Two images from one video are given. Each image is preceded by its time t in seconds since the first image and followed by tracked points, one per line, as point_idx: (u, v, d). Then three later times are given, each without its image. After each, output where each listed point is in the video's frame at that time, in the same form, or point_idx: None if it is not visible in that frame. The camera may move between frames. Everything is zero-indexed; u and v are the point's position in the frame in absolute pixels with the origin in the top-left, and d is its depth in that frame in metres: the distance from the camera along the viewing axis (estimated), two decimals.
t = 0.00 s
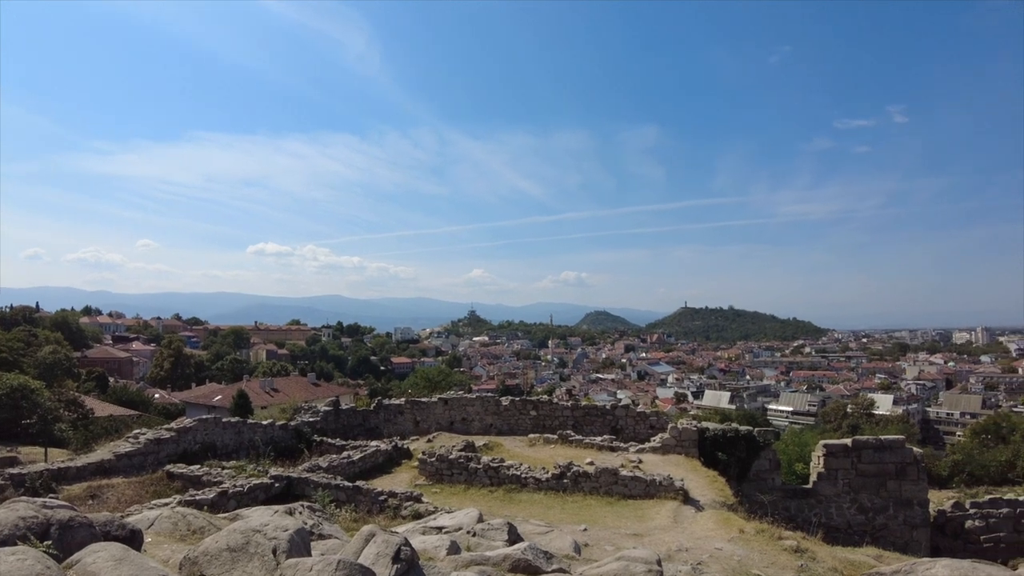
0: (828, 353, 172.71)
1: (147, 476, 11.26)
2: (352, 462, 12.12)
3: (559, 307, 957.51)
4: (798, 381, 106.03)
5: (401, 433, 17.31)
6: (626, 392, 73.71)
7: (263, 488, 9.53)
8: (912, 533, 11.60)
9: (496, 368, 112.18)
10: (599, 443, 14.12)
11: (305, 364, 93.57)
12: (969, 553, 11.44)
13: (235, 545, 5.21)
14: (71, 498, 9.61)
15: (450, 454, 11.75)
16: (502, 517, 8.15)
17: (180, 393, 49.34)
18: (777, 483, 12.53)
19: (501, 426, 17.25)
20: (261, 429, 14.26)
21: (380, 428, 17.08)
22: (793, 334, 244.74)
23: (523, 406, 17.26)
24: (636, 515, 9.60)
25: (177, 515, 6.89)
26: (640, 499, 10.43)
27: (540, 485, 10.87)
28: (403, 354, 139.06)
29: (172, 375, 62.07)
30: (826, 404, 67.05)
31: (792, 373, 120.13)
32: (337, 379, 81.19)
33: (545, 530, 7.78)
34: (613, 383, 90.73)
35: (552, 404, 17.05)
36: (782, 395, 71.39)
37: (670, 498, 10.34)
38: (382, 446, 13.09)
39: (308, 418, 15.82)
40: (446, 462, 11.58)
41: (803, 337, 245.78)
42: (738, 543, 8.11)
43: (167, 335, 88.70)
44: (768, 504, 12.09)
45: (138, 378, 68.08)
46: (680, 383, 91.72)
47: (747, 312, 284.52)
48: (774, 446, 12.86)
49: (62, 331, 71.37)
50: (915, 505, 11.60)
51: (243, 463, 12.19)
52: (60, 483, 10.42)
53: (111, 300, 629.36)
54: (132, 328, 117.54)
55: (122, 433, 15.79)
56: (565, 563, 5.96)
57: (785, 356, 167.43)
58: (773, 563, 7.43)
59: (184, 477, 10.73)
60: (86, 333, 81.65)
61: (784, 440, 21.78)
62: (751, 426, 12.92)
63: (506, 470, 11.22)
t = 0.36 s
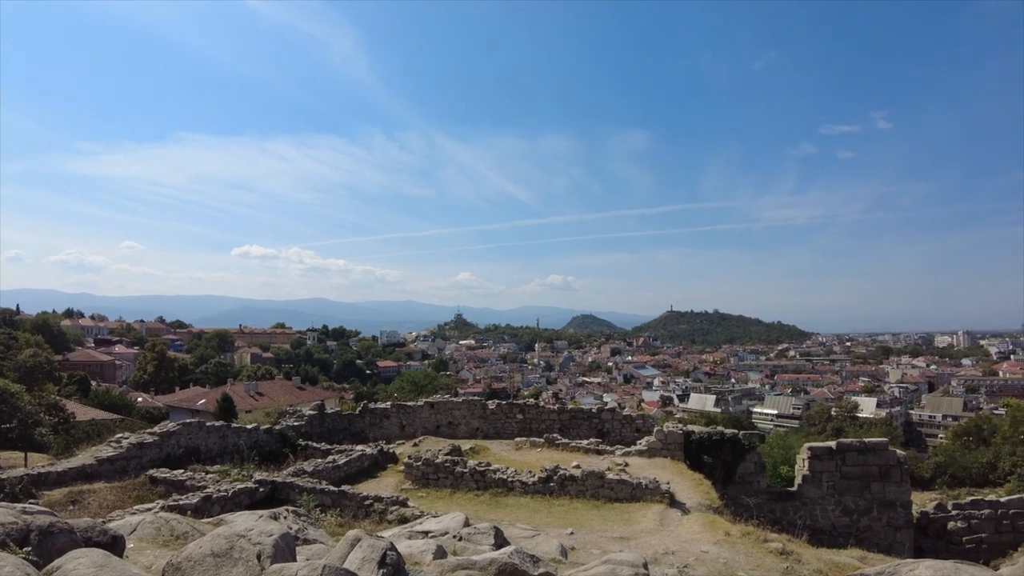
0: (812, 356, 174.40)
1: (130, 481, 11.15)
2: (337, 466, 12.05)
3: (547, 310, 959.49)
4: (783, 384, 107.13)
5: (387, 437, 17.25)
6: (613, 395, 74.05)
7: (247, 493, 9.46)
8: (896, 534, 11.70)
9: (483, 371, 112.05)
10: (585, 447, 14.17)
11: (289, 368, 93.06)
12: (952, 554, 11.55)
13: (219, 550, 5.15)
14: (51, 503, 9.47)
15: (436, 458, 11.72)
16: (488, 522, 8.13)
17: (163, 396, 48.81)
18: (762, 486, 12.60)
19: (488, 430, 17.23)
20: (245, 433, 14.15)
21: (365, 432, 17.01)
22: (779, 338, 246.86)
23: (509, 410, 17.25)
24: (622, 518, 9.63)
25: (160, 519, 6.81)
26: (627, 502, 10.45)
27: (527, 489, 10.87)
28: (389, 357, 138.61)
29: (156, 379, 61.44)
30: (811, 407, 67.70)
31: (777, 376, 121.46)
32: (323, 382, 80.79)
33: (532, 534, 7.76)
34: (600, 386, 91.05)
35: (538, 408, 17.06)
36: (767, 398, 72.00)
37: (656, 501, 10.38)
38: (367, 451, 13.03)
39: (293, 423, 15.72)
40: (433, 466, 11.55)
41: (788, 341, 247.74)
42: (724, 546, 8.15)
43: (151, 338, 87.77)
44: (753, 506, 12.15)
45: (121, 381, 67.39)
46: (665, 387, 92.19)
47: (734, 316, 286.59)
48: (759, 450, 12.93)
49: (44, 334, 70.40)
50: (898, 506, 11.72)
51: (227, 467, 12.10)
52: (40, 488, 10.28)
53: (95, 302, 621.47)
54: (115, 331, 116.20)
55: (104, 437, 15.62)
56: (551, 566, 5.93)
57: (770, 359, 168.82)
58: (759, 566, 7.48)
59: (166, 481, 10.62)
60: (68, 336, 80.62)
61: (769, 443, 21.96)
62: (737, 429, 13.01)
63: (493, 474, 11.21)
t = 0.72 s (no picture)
0: (800, 358, 175.93)
1: (116, 483, 11.06)
2: (326, 468, 12.01)
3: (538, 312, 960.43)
4: (771, 386, 108.02)
5: (376, 440, 17.19)
6: (602, 397, 74.25)
7: (234, 495, 9.41)
8: (884, 535, 11.78)
9: (473, 374, 112.04)
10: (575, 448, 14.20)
11: (278, 370, 92.67)
12: (939, 554, 11.64)
13: (205, 553, 5.11)
14: (36, 506, 9.38)
15: (426, 460, 11.69)
16: (477, 524, 8.11)
17: (150, 398, 48.48)
18: (751, 487, 12.66)
19: (477, 432, 17.21)
20: (233, 435, 14.07)
21: (354, 434, 16.94)
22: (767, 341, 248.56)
23: (499, 411, 17.25)
24: (611, 520, 9.64)
25: (147, 523, 6.76)
26: (615, 504, 10.46)
27: (516, 491, 10.87)
28: (378, 359, 138.37)
29: (143, 381, 61.02)
30: (799, 409, 68.23)
31: (766, 378, 122.49)
32: (311, 384, 80.54)
33: (521, 535, 7.77)
34: (589, 388, 91.24)
35: (528, 409, 17.07)
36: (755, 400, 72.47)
37: (645, 503, 10.40)
38: (356, 453, 12.99)
39: (282, 425, 15.65)
40: (421, 468, 11.52)
41: (777, 343, 249.24)
42: (713, 547, 8.19)
43: (137, 339, 87.20)
44: (742, 507, 12.21)
45: (108, 383, 66.95)
46: (654, 388, 92.66)
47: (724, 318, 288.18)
48: (748, 451, 12.97)
49: (29, 335, 69.77)
50: (886, 507, 11.80)
51: (215, 470, 12.02)
52: (25, 491, 10.18)
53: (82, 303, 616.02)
54: (101, 332, 115.26)
55: (89, 440, 15.49)
56: (540, 568, 5.92)
57: (758, 361, 170.14)
58: (747, 567, 7.52)
59: (153, 484, 10.53)
60: (53, 337, 79.88)
61: (757, 444, 22.10)
62: (725, 430, 13.06)
63: (482, 476, 11.20)
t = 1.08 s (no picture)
0: (784, 359, 177.73)
1: (96, 486, 10.93)
2: (309, 471, 11.96)
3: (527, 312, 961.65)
4: (755, 386, 109.13)
5: (360, 441, 17.12)
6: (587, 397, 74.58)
7: (217, 498, 9.34)
8: (865, 534, 11.90)
9: (458, 375, 112.10)
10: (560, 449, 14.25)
11: (262, 371, 92.15)
12: (919, 553, 11.77)
13: (186, 556, 5.07)
14: (12, 510, 9.22)
15: (410, 462, 11.67)
16: (462, 525, 8.11)
17: (130, 400, 48.00)
18: (734, 487, 12.75)
19: (462, 434, 17.21)
20: (215, 437, 13.97)
21: (338, 436, 16.89)
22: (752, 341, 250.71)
23: (484, 413, 17.26)
24: (595, 520, 9.67)
25: (126, 526, 6.70)
26: (599, 505, 10.49)
27: (501, 492, 10.87)
28: (362, 361, 137.94)
29: (125, 382, 60.43)
30: (782, 409, 68.92)
31: (749, 378, 123.77)
32: (295, 386, 80.11)
33: (506, 537, 7.77)
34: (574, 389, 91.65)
35: (513, 411, 17.09)
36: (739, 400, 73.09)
37: (629, 504, 10.44)
38: (340, 455, 12.93)
39: (265, 426, 15.55)
40: (406, 469, 11.50)
41: (762, 344, 251.24)
42: (696, 547, 8.24)
43: (119, 340, 86.34)
44: (725, 507, 12.30)
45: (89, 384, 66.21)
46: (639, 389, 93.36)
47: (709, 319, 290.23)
48: (732, 451, 13.06)
49: (8, 336, 68.85)
50: (867, 506, 11.91)
51: (197, 472, 11.94)
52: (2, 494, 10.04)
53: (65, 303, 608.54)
54: (82, 333, 113.92)
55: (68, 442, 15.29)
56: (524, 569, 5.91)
57: (742, 362, 171.84)
58: (731, 567, 7.57)
59: (134, 487, 10.44)
60: (33, 338, 78.83)
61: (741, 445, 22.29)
62: (709, 431, 13.15)
63: (467, 477, 11.20)
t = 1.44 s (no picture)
0: (753, 360, 180.96)
1: (56, 491, 10.69)
2: (277, 473, 11.83)
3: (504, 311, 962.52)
4: (724, 386, 110.92)
5: (329, 443, 17.00)
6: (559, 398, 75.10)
7: (182, 501, 9.21)
8: (830, 531, 12.15)
9: (429, 376, 111.79)
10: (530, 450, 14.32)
11: (230, 372, 90.83)
12: (881, 549, 12.07)
13: (148, 562, 4.98)
14: None
15: (379, 464, 11.63)
16: (431, 527, 8.11)
17: (91, 403, 46.90)
18: (702, 486, 12.93)
19: (432, 435, 17.18)
20: (181, 439, 13.76)
21: (306, 438, 16.74)
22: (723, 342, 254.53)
23: (454, 414, 17.25)
24: (565, 520, 9.73)
25: (87, 531, 6.56)
26: (569, 505, 10.56)
27: (471, 493, 10.88)
28: (333, 362, 136.82)
29: (87, 384, 59.12)
30: (750, 410, 70.22)
31: (719, 379, 125.66)
32: (263, 388, 79.11)
33: (475, 538, 7.79)
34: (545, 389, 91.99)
35: (483, 412, 17.10)
36: (708, 400, 74.28)
37: (598, 503, 10.52)
38: (309, 457, 12.82)
39: (232, 429, 15.35)
40: (375, 472, 11.45)
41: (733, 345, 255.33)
42: (664, 546, 8.34)
43: (80, 342, 84.36)
44: (693, 507, 12.47)
45: (50, 386, 64.53)
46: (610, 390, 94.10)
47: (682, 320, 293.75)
48: (700, 451, 13.24)
49: None
50: (832, 504, 12.16)
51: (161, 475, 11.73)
52: None
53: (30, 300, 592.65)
54: (43, 334, 110.97)
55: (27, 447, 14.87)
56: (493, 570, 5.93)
57: (712, 362, 174.35)
58: (698, 565, 7.68)
59: (96, 491, 10.23)
60: None
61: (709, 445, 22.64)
62: (678, 431, 13.33)
63: (436, 479, 11.18)
